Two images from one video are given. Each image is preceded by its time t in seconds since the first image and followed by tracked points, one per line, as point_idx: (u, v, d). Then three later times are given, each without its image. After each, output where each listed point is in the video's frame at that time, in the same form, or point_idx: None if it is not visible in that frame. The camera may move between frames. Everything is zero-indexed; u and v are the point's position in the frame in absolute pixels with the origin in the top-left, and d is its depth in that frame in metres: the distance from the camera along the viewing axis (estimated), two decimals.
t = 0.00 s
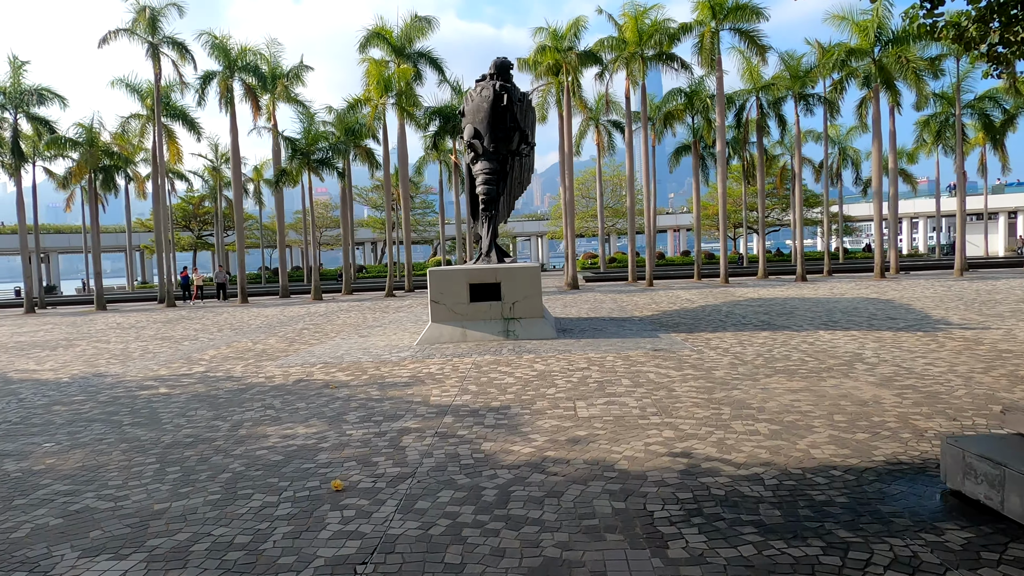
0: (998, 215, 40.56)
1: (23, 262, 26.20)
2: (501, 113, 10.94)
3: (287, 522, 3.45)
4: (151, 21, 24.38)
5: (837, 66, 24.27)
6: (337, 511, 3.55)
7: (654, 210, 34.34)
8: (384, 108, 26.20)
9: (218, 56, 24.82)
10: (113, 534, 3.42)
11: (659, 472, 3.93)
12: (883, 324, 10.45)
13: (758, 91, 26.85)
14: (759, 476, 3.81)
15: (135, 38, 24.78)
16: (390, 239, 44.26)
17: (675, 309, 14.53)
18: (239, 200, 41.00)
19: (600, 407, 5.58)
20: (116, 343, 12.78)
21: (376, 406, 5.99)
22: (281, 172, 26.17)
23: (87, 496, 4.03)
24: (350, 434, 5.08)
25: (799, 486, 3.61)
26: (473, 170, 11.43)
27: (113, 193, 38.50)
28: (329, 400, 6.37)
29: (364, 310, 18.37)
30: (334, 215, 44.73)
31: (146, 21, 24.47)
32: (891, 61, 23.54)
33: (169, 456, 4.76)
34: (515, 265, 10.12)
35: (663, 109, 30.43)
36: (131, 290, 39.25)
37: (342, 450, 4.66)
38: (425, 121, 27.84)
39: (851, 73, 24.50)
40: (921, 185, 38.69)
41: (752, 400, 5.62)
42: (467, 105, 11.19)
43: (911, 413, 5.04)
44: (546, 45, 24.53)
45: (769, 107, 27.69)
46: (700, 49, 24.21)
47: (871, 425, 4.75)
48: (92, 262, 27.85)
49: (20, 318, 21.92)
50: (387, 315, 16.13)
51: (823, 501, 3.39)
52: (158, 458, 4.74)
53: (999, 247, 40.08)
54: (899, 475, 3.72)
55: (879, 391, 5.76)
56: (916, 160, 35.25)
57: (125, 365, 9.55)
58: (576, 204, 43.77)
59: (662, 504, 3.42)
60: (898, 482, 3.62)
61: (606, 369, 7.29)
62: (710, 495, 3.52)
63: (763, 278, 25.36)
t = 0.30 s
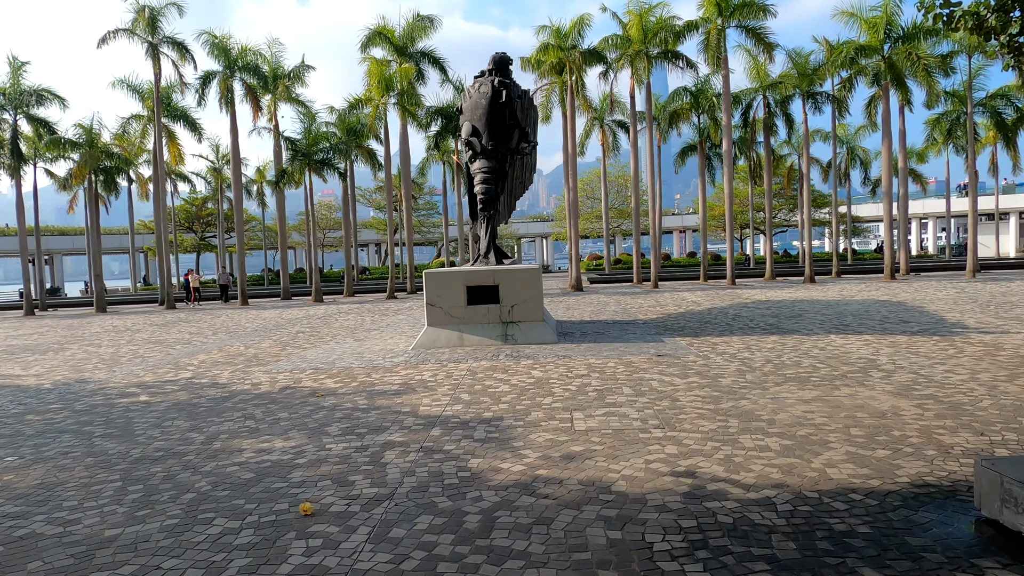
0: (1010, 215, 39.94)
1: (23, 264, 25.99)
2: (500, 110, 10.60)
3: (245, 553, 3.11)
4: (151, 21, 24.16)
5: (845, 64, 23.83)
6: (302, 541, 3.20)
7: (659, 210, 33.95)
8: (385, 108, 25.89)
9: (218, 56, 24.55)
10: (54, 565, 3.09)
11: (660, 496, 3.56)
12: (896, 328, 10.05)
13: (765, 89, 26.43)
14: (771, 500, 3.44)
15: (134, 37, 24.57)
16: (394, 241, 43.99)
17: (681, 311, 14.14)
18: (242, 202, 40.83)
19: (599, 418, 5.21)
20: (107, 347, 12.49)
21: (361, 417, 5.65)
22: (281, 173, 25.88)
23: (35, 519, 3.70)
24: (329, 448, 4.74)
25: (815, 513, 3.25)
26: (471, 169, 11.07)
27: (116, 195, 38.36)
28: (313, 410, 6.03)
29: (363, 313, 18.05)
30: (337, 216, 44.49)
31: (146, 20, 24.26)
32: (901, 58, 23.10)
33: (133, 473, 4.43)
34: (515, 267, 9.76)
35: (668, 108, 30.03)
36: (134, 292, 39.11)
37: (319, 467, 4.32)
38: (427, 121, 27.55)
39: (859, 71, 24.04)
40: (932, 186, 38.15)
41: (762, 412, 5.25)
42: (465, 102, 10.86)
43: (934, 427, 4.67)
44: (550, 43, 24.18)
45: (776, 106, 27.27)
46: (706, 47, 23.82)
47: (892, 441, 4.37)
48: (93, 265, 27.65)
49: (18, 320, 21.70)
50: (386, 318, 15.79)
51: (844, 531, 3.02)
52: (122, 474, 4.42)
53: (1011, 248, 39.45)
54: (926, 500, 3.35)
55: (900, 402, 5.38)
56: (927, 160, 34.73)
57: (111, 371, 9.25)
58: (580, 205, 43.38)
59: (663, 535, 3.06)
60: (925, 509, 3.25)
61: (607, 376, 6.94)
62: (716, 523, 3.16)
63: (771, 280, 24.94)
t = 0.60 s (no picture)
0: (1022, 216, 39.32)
1: (23, 269, 25.82)
2: (500, 108, 10.27)
3: None
4: (150, 23, 23.96)
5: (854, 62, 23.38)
6: None
7: (665, 212, 33.56)
8: (387, 110, 25.60)
9: (217, 59, 24.31)
10: None
11: (666, 526, 3.20)
12: (913, 332, 9.63)
13: (772, 89, 26.01)
14: (790, 532, 3.07)
15: (134, 40, 24.36)
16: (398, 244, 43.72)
17: (688, 316, 13.73)
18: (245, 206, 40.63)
19: (601, 435, 4.85)
20: (99, 354, 12.21)
21: (347, 432, 5.31)
22: (281, 177, 25.61)
23: None
24: (308, 468, 4.39)
25: (841, 548, 2.88)
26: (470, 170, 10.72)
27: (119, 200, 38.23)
28: (297, 424, 5.69)
29: (364, 318, 17.73)
30: (340, 220, 44.27)
31: (145, 23, 24.06)
32: (911, 56, 22.64)
33: (96, 496, 4.10)
34: (514, 270, 9.40)
35: (673, 109, 29.65)
36: (137, 297, 38.95)
37: (294, 491, 3.97)
38: (429, 123, 27.25)
39: (868, 70, 23.60)
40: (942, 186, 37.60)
41: (777, 426, 4.88)
42: (464, 101, 10.53)
43: (965, 444, 4.28)
44: (553, 43, 23.83)
45: (783, 105, 26.82)
46: (711, 46, 23.44)
47: (921, 461, 3.99)
48: (94, 269, 27.47)
49: (17, 326, 21.50)
50: (385, 323, 15.46)
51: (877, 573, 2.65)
52: (83, 498, 4.08)
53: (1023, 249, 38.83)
54: (966, 533, 2.98)
55: (925, 416, 4.99)
56: (937, 160, 34.22)
57: (97, 380, 8.95)
58: (585, 208, 43.00)
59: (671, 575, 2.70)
60: (967, 545, 2.87)
61: (610, 386, 6.58)
62: (731, 562, 2.79)
63: (779, 283, 24.51)
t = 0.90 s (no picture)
0: None
1: (23, 274, 25.62)
2: (500, 107, 9.93)
3: None
4: (150, 25, 23.78)
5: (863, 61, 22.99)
6: None
7: (671, 215, 33.15)
8: (389, 112, 25.34)
9: (218, 60, 24.09)
10: None
11: (676, 562, 2.84)
12: (930, 338, 9.24)
13: (780, 89, 25.62)
14: (817, 570, 2.71)
15: (134, 43, 24.17)
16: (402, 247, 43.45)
17: (695, 320, 13.34)
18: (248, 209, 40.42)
19: (604, 451, 4.48)
20: (90, 361, 11.89)
21: (333, 447, 4.96)
22: (282, 179, 25.35)
23: None
24: (285, 489, 4.04)
25: None
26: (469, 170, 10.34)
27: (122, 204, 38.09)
28: (280, 438, 5.34)
29: (364, 322, 17.38)
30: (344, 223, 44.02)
31: (146, 25, 23.87)
32: (922, 54, 22.20)
33: (52, 521, 3.77)
34: (514, 274, 9.06)
35: (679, 110, 29.28)
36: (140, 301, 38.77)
37: (266, 516, 3.62)
38: (432, 125, 26.99)
39: (878, 69, 23.19)
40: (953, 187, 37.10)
41: (795, 442, 4.52)
42: (463, 99, 10.18)
43: (1003, 463, 3.90)
44: (557, 43, 23.48)
45: (791, 106, 26.41)
46: (718, 45, 23.07)
47: (956, 483, 3.61)
48: (95, 273, 27.27)
49: (15, 330, 21.25)
50: (385, 328, 15.13)
51: None
52: (38, 523, 3.74)
53: None
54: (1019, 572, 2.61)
55: (955, 430, 4.61)
56: (947, 160, 33.74)
57: (82, 388, 8.64)
58: (590, 211, 42.62)
59: None
60: None
61: (615, 396, 6.22)
62: None
63: (788, 286, 24.08)
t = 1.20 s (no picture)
0: None
1: (19, 280, 25.38)
2: (496, 108, 9.64)
3: None
4: (147, 30, 23.58)
5: (868, 62, 22.67)
6: None
7: (674, 219, 32.80)
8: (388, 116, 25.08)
9: (215, 64, 23.86)
10: None
11: None
12: (941, 346, 8.88)
13: (784, 91, 25.29)
14: None
15: (131, 47, 23.98)
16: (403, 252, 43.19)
17: (698, 327, 13.00)
18: (248, 214, 40.20)
19: (597, 476, 4.15)
20: (76, 371, 11.58)
21: (309, 470, 4.63)
22: (280, 184, 25.06)
23: None
24: (250, 519, 3.72)
25: None
26: (464, 174, 10.03)
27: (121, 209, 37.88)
28: (255, 458, 5.02)
29: (361, 329, 17.06)
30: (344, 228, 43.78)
31: (143, 30, 23.67)
32: (928, 55, 21.86)
33: None
34: (510, 281, 8.74)
35: (681, 113, 28.95)
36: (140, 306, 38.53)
37: (225, 551, 3.31)
38: (431, 129, 26.72)
39: (883, 70, 22.85)
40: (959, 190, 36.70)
41: (804, 465, 4.18)
42: (457, 101, 9.89)
43: None
44: (557, 46, 23.20)
45: (795, 108, 26.09)
46: (720, 47, 22.79)
47: (984, 516, 3.27)
48: (92, 280, 27.01)
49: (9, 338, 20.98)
50: (381, 336, 14.81)
51: None
52: None
53: None
54: None
55: (977, 452, 4.26)
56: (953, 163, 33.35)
57: (63, 401, 8.32)
58: (593, 215, 42.30)
59: None
60: None
61: (612, 411, 5.89)
62: None
63: (793, 290, 23.73)
